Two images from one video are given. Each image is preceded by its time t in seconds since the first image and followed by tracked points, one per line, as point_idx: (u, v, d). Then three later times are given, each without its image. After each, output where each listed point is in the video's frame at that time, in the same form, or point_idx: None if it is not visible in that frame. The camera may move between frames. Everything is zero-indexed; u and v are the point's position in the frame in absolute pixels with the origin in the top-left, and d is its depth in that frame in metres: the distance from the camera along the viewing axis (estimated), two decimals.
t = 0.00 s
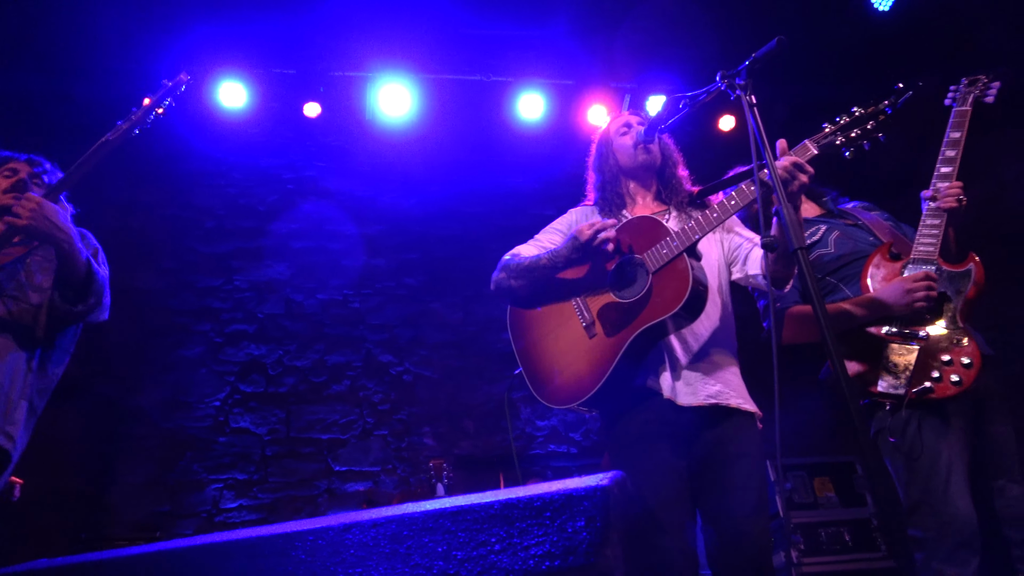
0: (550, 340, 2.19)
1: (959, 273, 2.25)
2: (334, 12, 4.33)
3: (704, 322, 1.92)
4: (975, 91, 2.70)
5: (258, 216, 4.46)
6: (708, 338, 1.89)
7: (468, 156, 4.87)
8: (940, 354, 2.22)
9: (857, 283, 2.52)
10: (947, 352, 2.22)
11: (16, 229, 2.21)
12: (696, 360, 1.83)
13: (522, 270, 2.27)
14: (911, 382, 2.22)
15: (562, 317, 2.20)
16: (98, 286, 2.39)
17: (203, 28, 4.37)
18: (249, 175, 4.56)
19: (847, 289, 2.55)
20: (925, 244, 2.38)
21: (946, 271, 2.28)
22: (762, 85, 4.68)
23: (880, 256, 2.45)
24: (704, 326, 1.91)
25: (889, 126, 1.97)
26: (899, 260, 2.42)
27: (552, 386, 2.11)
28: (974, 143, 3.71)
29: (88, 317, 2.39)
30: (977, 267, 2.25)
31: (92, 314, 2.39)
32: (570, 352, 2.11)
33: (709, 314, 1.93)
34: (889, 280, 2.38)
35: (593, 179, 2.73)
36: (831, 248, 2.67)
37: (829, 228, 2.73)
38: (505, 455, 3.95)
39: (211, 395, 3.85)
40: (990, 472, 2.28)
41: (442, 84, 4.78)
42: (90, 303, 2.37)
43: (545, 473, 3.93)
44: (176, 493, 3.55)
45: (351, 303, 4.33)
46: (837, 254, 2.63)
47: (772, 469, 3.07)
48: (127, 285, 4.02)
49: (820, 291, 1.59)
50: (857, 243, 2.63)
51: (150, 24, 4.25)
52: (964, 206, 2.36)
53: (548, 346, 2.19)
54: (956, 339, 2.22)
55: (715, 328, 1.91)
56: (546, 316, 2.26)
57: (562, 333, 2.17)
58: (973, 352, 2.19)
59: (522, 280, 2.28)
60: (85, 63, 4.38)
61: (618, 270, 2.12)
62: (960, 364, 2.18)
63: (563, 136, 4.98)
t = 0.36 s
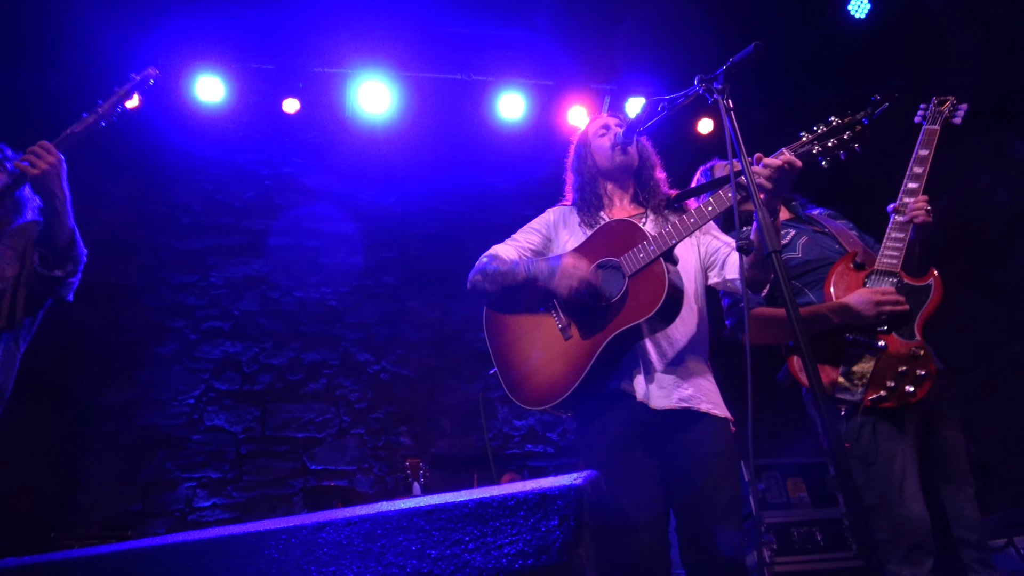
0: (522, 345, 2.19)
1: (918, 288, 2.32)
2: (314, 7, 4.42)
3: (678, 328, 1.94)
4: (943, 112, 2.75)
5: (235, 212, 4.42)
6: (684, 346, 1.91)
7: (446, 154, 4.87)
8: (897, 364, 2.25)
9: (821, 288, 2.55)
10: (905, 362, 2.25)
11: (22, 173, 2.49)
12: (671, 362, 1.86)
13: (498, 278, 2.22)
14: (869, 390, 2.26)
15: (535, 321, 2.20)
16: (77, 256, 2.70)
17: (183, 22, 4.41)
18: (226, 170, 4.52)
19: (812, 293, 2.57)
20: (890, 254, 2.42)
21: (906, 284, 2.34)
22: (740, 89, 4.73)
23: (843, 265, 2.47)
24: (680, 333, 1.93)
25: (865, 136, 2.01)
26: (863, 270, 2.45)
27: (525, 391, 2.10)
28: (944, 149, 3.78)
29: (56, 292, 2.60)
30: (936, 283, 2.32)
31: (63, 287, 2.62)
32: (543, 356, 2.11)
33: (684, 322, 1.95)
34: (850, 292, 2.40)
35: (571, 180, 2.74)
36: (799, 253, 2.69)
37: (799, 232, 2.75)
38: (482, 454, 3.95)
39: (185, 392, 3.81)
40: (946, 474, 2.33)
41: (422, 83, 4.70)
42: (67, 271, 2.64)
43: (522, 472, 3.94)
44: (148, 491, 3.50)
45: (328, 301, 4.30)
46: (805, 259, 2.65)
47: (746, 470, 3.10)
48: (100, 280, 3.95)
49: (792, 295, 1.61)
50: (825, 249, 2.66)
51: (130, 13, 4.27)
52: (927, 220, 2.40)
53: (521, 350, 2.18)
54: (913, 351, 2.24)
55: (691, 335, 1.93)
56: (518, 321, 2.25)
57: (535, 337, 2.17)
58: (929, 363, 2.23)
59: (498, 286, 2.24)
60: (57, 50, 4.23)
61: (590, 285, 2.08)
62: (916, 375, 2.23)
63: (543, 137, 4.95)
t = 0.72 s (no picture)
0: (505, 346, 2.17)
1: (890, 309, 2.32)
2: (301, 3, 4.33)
3: (659, 332, 1.96)
4: (935, 135, 2.79)
5: (217, 208, 4.39)
6: (667, 350, 1.92)
7: (432, 152, 4.88)
8: (858, 381, 2.24)
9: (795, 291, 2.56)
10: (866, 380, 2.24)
11: None
12: (653, 361, 1.88)
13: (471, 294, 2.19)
14: (829, 400, 2.25)
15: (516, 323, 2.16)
16: (46, 253, 2.65)
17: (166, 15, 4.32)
18: (209, 165, 4.50)
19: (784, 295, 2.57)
20: (863, 271, 2.42)
21: (879, 303, 2.34)
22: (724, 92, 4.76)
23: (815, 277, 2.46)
24: (661, 337, 1.95)
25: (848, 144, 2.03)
26: (836, 282, 2.44)
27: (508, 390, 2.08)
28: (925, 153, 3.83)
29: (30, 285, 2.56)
30: (908, 305, 2.33)
31: (35, 281, 2.57)
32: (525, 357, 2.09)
33: (665, 325, 1.97)
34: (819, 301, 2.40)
35: (555, 181, 2.75)
36: (778, 254, 2.68)
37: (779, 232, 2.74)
38: (464, 453, 3.94)
39: (165, 389, 3.78)
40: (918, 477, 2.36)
41: (408, 80, 4.68)
42: (39, 268, 2.60)
43: (504, 471, 3.94)
44: (127, 488, 3.47)
45: (312, 298, 4.28)
46: (783, 260, 2.65)
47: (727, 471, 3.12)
48: (80, 274, 3.91)
49: (774, 297, 1.62)
50: (802, 253, 2.66)
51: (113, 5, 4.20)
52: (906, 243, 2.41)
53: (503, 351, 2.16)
54: (873, 368, 2.23)
55: (672, 339, 1.95)
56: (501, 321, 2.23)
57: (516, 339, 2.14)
58: (887, 383, 2.22)
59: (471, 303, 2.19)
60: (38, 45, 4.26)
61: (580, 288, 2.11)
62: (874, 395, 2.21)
63: (529, 136, 4.95)
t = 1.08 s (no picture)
0: (475, 342, 2.17)
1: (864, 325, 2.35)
2: None
3: (629, 336, 1.97)
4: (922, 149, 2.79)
5: (193, 202, 4.34)
6: (637, 353, 1.94)
7: (413, 150, 4.85)
8: (826, 396, 2.27)
9: (772, 294, 2.55)
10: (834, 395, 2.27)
11: None
12: (624, 369, 1.89)
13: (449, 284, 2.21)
14: (797, 411, 2.28)
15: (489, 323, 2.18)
16: None
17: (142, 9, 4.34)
18: (187, 159, 4.43)
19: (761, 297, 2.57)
20: (841, 283, 2.47)
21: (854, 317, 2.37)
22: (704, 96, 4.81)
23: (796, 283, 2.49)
24: (631, 341, 1.96)
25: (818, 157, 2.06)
26: (814, 292, 2.48)
27: (476, 388, 2.10)
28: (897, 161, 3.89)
29: None
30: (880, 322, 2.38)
31: None
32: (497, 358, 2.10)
33: (635, 329, 1.98)
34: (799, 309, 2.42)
35: (531, 180, 2.75)
36: (758, 255, 2.68)
37: (762, 232, 2.73)
38: (440, 452, 3.94)
39: (137, 384, 3.73)
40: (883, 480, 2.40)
41: (388, 77, 4.70)
42: None
43: (479, 470, 3.94)
44: (96, 485, 3.42)
45: (288, 295, 4.25)
46: (763, 261, 2.64)
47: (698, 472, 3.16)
48: (51, 267, 3.85)
49: (747, 303, 1.64)
50: (782, 258, 2.65)
51: None
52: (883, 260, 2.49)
53: (474, 348, 2.17)
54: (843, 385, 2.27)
55: (642, 343, 1.96)
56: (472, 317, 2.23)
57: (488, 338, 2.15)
58: (853, 399, 2.27)
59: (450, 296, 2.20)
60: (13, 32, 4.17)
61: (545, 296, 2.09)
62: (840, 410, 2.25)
63: (510, 136, 4.94)
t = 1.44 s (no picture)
0: (438, 338, 2.17)
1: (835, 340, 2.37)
2: None
3: (590, 336, 1.96)
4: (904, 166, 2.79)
5: (158, 199, 4.24)
6: (597, 353, 1.93)
7: (384, 150, 4.80)
8: (794, 409, 2.25)
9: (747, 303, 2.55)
10: (801, 409, 2.25)
11: None
12: (582, 368, 1.88)
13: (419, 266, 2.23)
14: (764, 423, 2.26)
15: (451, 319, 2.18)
16: None
17: None
18: (151, 154, 4.35)
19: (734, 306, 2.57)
20: (818, 298, 2.48)
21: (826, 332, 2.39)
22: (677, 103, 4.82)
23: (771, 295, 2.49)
24: (591, 341, 1.95)
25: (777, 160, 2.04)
26: (788, 305, 2.49)
27: (435, 384, 2.09)
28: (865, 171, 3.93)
29: None
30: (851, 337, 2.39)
31: None
32: (457, 353, 2.09)
33: (595, 329, 1.97)
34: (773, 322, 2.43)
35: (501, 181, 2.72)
36: (739, 264, 2.65)
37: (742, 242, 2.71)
38: (408, 456, 3.88)
39: (96, 385, 3.62)
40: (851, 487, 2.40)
41: (360, 76, 4.61)
42: None
43: (447, 475, 3.89)
44: (51, 488, 3.30)
45: (255, 295, 4.16)
46: (741, 271, 2.62)
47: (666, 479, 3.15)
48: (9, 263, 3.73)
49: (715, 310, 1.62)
50: (759, 268, 2.64)
51: None
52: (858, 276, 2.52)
53: (436, 344, 2.16)
54: (810, 399, 2.24)
55: (603, 342, 1.95)
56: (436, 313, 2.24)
57: (449, 335, 2.15)
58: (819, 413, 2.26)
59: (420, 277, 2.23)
60: None
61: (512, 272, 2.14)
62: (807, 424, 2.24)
63: (481, 139, 4.85)
